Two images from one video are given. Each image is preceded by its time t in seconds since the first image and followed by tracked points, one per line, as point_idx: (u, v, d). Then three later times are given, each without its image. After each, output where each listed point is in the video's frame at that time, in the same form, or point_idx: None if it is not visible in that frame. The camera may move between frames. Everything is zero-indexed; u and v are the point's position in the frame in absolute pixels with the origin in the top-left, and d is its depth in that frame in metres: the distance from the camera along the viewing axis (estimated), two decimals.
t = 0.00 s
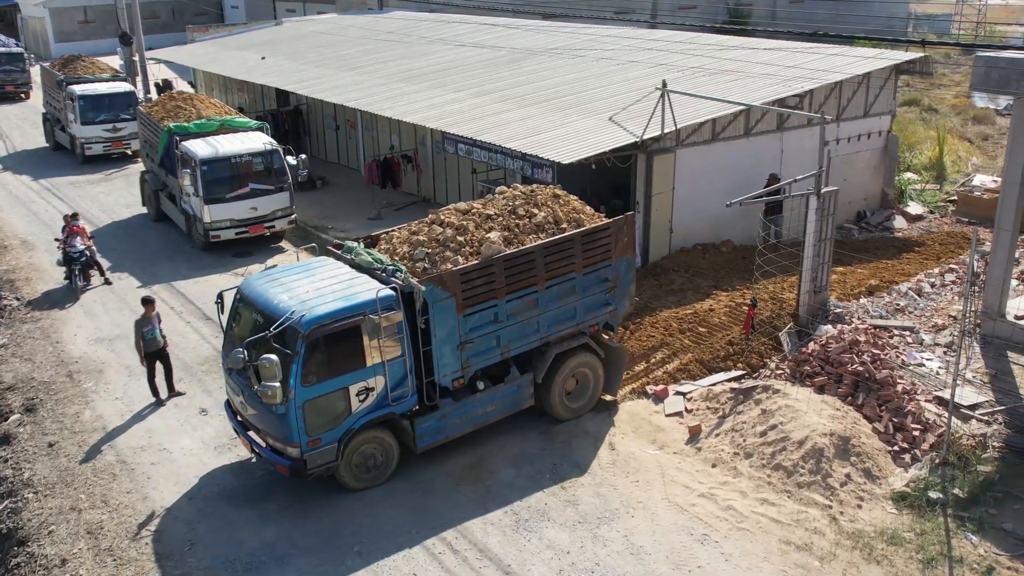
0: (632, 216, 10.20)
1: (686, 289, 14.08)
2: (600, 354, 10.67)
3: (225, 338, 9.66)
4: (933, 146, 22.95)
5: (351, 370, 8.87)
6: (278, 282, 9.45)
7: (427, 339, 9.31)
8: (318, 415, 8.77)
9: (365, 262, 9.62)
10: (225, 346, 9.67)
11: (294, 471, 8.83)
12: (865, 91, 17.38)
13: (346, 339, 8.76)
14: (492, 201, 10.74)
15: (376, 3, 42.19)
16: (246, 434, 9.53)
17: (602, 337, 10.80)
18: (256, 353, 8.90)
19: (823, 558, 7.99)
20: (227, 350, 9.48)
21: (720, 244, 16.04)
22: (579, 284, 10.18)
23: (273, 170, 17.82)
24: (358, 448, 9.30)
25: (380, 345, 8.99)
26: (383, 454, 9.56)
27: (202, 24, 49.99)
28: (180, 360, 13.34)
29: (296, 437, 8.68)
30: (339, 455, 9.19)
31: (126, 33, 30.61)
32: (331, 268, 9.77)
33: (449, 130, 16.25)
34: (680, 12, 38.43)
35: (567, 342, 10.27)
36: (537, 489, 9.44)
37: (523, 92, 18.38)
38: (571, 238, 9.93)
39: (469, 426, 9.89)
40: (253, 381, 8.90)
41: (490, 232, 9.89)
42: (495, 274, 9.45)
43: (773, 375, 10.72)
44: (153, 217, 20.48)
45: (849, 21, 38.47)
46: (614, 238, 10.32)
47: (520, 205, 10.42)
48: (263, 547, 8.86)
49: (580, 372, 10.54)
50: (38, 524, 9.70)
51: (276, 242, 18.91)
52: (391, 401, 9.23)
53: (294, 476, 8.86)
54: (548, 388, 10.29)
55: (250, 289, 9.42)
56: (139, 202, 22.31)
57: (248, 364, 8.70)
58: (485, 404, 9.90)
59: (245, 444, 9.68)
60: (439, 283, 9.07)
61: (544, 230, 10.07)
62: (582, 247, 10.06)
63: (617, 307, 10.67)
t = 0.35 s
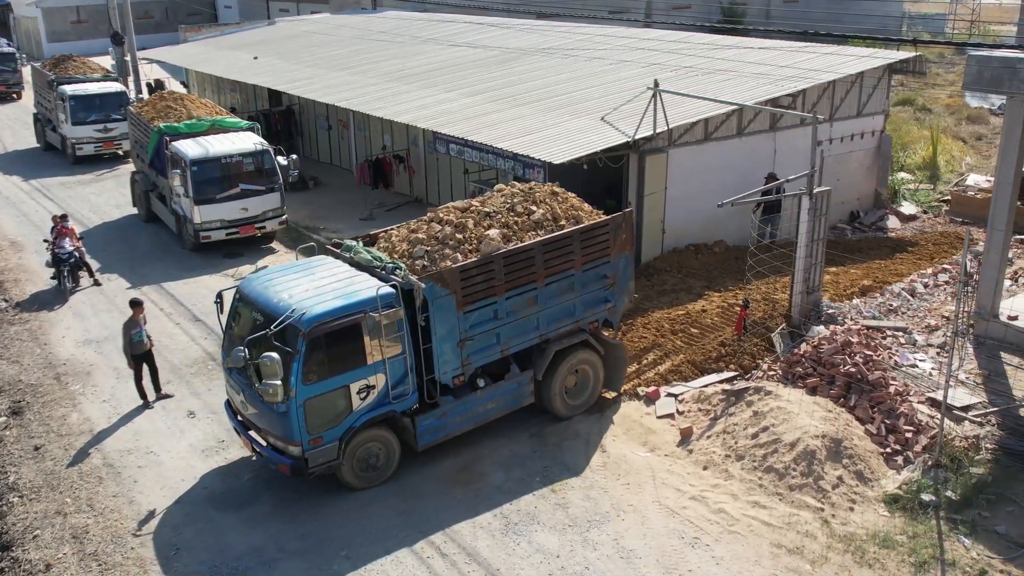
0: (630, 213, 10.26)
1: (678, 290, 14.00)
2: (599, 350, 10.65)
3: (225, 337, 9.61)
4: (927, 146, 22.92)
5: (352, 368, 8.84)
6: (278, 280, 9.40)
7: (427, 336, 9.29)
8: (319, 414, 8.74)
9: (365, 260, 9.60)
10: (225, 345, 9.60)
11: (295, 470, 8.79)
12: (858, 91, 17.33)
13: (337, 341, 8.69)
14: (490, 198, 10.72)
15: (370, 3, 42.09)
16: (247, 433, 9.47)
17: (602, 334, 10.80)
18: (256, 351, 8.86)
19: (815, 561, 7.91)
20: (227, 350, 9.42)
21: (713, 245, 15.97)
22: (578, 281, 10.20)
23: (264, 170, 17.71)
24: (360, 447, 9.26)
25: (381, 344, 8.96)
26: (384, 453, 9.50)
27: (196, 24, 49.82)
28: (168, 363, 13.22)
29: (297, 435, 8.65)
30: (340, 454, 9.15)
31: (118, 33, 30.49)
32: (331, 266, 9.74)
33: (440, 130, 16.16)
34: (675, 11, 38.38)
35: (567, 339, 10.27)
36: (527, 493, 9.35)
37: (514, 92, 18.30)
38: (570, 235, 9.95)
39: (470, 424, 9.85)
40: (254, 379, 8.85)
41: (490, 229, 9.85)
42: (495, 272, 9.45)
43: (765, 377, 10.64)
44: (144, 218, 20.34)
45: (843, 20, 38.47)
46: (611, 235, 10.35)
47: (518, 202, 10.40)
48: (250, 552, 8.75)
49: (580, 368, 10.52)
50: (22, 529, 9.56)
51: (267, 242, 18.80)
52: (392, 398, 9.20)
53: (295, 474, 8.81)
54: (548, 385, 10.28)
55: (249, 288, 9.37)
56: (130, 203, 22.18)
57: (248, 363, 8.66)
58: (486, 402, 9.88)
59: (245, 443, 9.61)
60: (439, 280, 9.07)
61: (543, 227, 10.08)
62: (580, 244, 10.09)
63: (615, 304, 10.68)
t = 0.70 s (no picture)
0: (629, 208, 10.27)
1: (672, 290, 13.91)
2: (602, 345, 10.63)
3: (227, 339, 9.53)
4: (922, 145, 22.86)
5: (357, 367, 8.81)
6: (280, 280, 9.34)
7: (431, 333, 9.27)
8: (325, 413, 8.69)
9: (367, 259, 9.54)
10: (227, 347, 9.53)
11: (302, 470, 8.71)
12: (853, 91, 17.27)
13: (336, 341, 8.63)
14: (490, 195, 10.69)
15: (365, 2, 41.99)
16: (251, 434, 9.38)
17: (604, 330, 10.79)
18: (260, 352, 8.80)
19: (809, 565, 7.81)
20: (230, 352, 9.35)
21: (708, 245, 15.90)
22: (579, 276, 10.17)
23: (256, 171, 17.61)
24: (365, 447, 9.21)
25: (384, 342, 8.94)
26: (391, 451, 9.46)
27: (191, 24, 49.64)
28: (158, 365, 13.10)
29: (304, 434, 8.59)
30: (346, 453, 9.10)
31: (111, 32, 30.33)
32: (332, 265, 9.69)
33: (433, 130, 16.08)
34: (670, 11, 38.31)
35: (569, 335, 10.26)
36: (519, 496, 9.26)
37: (508, 92, 18.23)
38: (571, 231, 9.93)
39: (475, 421, 9.82)
40: (259, 380, 8.78)
41: (491, 226, 9.84)
42: (497, 268, 9.39)
43: (759, 378, 10.54)
44: (135, 219, 20.21)
45: (839, 19, 38.42)
46: (612, 230, 10.35)
47: (518, 199, 10.38)
48: (239, 557, 8.65)
49: (584, 364, 10.50)
50: (8, 533, 9.43)
51: (260, 243, 18.68)
52: (397, 397, 9.17)
53: (302, 474, 8.73)
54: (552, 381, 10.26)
55: (250, 289, 9.31)
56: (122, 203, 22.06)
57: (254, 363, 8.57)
58: (490, 399, 9.85)
59: (249, 444, 9.52)
60: (442, 277, 9.02)
61: (544, 223, 10.09)
62: (581, 239, 10.06)
63: (617, 299, 10.67)
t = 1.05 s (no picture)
0: (634, 205, 10.22)
1: (667, 292, 13.80)
2: (608, 343, 10.62)
3: (234, 341, 9.46)
4: (918, 145, 22.81)
5: (367, 366, 8.76)
6: (287, 281, 9.29)
7: (439, 332, 9.22)
8: (335, 412, 8.63)
9: (374, 258, 9.49)
10: (234, 348, 9.46)
11: (312, 470, 8.65)
12: (848, 90, 17.18)
13: (345, 341, 8.58)
14: (495, 193, 10.63)
15: (359, 2, 41.87)
16: (260, 435, 9.31)
17: (609, 328, 10.78)
18: (269, 352, 8.73)
19: (805, 572, 7.69)
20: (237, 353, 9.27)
21: (703, 247, 15.81)
22: (585, 273, 10.15)
23: (248, 172, 17.47)
24: (375, 446, 9.16)
25: (394, 342, 8.89)
26: (401, 449, 9.41)
27: (185, 24, 49.43)
28: (148, 369, 12.95)
29: (315, 434, 8.53)
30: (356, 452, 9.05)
31: (103, 33, 30.15)
32: (339, 265, 9.65)
33: (426, 131, 15.97)
34: (665, 11, 38.22)
35: (575, 332, 10.25)
36: (511, 502, 9.13)
37: (502, 92, 18.12)
38: (577, 228, 9.89)
39: (483, 420, 9.78)
40: (268, 381, 8.71)
41: (496, 225, 9.78)
42: (504, 266, 9.36)
43: (754, 382, 10.43)
44: (126, 220, 20.04)
45: (835, 19, 38.40)
46: (617, 226, 10.31)
47: (523, 197, 10.33)
48: (227, 565, 8.51)
49: (590, 361, 10.47)
50: None
51: (251, 245, 18.52)
52: (406, 396, 9.13)
53: (313, 474, 8.67)
54: (558, 378, 10.22)
55: (257, 289, 9.24)
56: (113, 205, 21.88)
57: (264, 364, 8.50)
58: (498, 397, 9.81)
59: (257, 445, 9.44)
60: (450, 276, 8.98)
61: (549, 221, 10.03)
62: (586, 236, 10.03)
63: (621, 296, 10.66)
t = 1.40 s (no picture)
0: (647, 205, 10.15)
1: (660, 295, 13.68)
2: (617, 343, 10.62)
3: (247, 337, 9.44)
4: (911, 146, 22.75)
5: (380, 364, 8.73)
6: (301, 278, 9.25)
7: (452, 331, 9.14)
8: (348, 410, 8.60)
9: (387, 256, 9.43)
10: (247, 345, 9.42)
11: (324, 468, 8.62)
12: (842, 91, 17.08)
13: (359, 339, 8.54)
14: (507, 193, 10.51)
15: (351, 3, 41.73)
16: (272, 432, 9.28)
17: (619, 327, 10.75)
18: (283, 350, 8.70)
19: None
20: (250, 349, 9.24)
21: (696, 249, 15.70)
22: (596, 274, 10.10)
23: (237, 174, 17.30)
24: (389, 444, 9.14)
25: (407, 340, 8.86)
26: (412, 446, 9.39)
27: (175, 24, 49.14)
28: (135, 374, 12.75)
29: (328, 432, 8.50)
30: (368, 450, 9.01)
31: (92, 34, 29.91)
32: (352, 263, 9.61)
33: (417, 133, 15.82)
34: (657, 11, 38.18)
35: (585, 332, 10.22)
36: (503, 510, 8.99)
37: (494, 92, 18.00)
38: (590, 228, 9.81)
39: (493, 419, 9.75)
40: (281, 378, 8.67)
41: (509, 224, 9.67)
42: (517, 266, 9.28)
43: (749, 387, 10.30)
44: (114, 223, 19.83)
45: (828, 18, 38.39)
46: (629, 227, 10.25)
47: (536, 197, 10.23)
48: None
49: (598, 361, 10.46)
50: None
51: (241, 247, 18.33)
52: (419, 394, 9.11)
53: (325, 472, 8.64)
54: (568, 378, 10.21)
55: (271, 287, 9.21)
56: (102, 207, 21.65)
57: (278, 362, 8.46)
58: (508, 396, 9.78)
59: (269, 442, 9.41)
60: (464, 276, 8.90)
61: (562, 221, 9.93)
62: (598, 237, 9.97)
63: (631, 296, 10.63)
